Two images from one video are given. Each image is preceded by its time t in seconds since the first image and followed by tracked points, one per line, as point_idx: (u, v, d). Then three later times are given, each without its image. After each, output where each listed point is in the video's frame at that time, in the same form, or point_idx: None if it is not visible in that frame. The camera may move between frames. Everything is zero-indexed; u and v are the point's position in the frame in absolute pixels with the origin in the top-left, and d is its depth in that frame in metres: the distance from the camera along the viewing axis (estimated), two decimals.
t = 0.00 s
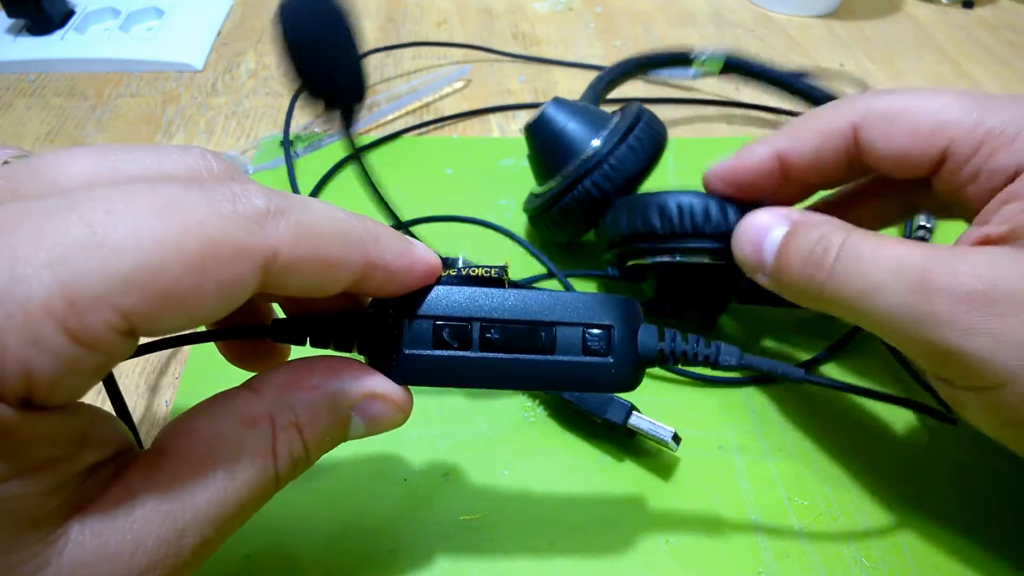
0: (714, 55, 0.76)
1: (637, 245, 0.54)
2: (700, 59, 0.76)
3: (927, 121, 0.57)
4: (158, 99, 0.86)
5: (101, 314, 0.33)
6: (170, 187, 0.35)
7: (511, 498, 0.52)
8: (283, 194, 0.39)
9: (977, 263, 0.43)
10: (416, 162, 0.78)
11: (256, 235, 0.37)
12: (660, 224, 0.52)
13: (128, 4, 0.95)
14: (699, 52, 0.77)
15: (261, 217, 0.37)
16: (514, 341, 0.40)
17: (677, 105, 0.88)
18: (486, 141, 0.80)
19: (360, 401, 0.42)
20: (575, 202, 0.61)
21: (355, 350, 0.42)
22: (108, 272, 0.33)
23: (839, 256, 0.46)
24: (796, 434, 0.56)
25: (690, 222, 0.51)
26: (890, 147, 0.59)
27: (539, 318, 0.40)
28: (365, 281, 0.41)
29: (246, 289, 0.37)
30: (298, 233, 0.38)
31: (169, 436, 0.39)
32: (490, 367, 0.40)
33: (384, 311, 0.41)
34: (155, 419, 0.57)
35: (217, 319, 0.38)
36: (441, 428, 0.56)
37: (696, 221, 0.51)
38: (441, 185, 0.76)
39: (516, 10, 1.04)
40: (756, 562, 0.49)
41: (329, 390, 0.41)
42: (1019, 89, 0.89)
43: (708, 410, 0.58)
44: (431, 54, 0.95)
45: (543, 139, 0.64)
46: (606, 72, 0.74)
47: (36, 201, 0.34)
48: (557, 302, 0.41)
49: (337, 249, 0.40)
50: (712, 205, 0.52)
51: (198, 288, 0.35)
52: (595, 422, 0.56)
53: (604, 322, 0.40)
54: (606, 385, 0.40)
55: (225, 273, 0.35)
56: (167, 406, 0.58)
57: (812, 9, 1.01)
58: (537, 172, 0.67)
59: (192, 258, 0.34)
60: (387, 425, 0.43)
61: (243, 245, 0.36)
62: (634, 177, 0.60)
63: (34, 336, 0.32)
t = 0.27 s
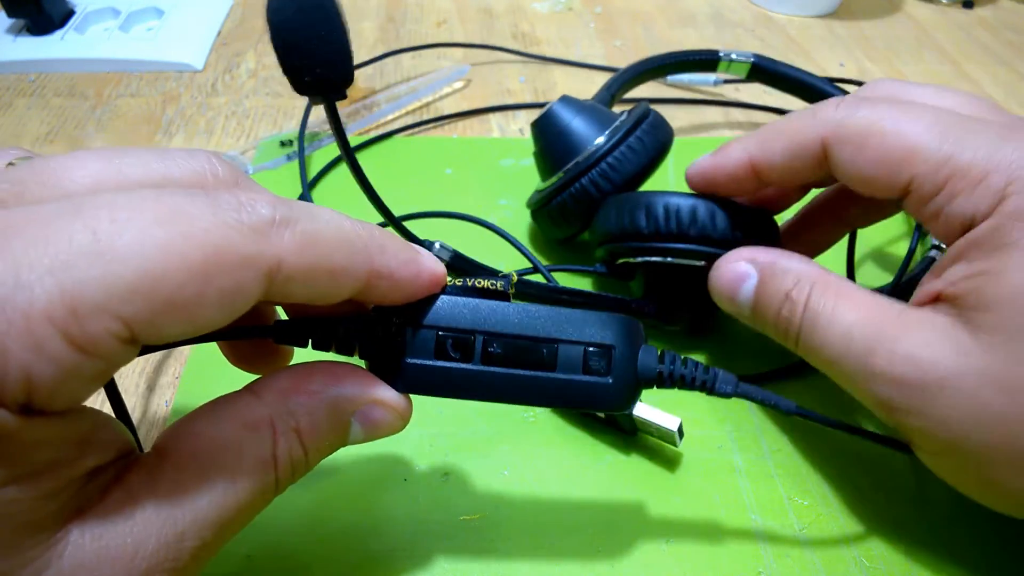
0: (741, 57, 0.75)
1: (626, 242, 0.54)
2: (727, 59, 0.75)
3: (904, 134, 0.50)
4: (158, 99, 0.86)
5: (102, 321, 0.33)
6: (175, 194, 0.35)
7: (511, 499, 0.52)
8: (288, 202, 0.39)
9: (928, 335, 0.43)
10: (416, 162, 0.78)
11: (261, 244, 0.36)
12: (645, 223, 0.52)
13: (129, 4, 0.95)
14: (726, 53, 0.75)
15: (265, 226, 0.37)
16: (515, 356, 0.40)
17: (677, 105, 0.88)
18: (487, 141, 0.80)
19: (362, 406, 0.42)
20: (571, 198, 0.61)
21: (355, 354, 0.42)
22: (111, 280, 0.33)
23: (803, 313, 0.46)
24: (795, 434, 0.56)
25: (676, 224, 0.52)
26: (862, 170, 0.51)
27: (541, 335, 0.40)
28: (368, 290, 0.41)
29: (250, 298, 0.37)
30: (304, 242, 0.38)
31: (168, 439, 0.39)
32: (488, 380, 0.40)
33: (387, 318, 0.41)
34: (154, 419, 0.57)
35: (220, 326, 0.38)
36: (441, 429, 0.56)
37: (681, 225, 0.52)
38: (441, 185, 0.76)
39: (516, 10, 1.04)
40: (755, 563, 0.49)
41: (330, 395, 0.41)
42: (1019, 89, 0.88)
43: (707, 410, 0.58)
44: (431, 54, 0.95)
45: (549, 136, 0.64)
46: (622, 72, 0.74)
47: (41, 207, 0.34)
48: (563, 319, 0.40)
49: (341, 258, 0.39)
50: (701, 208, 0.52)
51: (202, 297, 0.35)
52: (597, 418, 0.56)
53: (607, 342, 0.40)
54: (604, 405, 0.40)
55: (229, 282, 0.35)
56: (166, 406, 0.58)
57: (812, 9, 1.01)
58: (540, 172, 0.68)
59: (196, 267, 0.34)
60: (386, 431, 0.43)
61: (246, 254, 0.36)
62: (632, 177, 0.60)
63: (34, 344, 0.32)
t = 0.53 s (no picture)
0: (750, 63, 0.75)
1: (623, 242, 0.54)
2: (736, 64, 0.75)
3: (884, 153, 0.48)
4: (159, 99, 0.86)
5: (108, 331, 0.33)
6: (184, 205, 0.35)
7: (512, 499, 0.52)
8: (293, 212, 0.39)
9: (908, 356, 0.43)
10: (415, 163, 0.78)
11: (268, 255, 0.36)
12: (642, 222, 0.52)
13: (129, 4, 0.95)
14: (735, 59, 0.75)
15: (272, 238, 0.37)
16: (519, 366, 0.40)
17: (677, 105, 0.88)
18: (487, 141, 0.80)
19: (365, 411, 0.42)
20: (570, 197, 0.61)
21: (358, 359, 0.42)
22: (118, 290, 0.32)
23: (802, 320, 0.48)
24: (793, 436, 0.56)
25: (672, 223, 0.52)
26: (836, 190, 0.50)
27: (545, 345, 0.40)
28: (373, 300, 0.41)
29: (255, 309, 0.37)
30: (310, 253, 0.38)
31: (172, 443, 0.39)
32: (489, 390, 0.40)
33: (390, 325, 0.41)
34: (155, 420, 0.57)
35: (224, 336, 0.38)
36: (441, 429, 0.56)
37: (677, 223, 0.51)
38: (441, 185, 0.76)
39: (516, 10, 1.04)
40: (756, 562, 0.49)
41: (332, 401, 0.42)
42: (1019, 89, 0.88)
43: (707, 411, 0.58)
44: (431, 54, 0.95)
45: (549, 135, 0.64)
46: (626, 75, 0.73)
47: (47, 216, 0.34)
48: (567, 330, 0.40)
49: (348, 268, 0.40)
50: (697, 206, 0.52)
51: (209, 308, 0.35)
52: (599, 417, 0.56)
53: (610, 354, 0.40)
54: (604, 416, 0.40)
55: (236, 293, 0.35)
56: (167, 406, 0.58)
57: (812, 9, 1.01)
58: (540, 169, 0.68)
59: (203, 278, 0.34)
60: (387, 437, 0.43)
61: (254, 265, 0.36)
62: (631, 177, 0.60)
63: (39, 350, 0.32)
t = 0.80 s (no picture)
0: (748, 67, 0.75)
1: (622, 234, 0.54)
2: (733, 68, 0.75)
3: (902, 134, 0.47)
4: (158, 99, 0.86)
5: (74, 308, 0.33)
6: (153, 180, 0.35)
7: (511, 499, 0.52)
8: (269, 188, 0.39)
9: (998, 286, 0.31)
10: (415, 163, 0.78)
11: (241, 230, 0.36)
12: (643, 211, 0.52)
13: (129, 4, 0.95)
14: (732, 63, 0.76)
15: (244, 212, 0.37)
16: (510, 338, 0.39)
17: (677, 106, 0.88)
18: (487, 141, 0.80)
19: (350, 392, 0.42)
20: (571, 194, 0.61)
21: (346, 342, 0.41)
22: (85, 266, 0.32)
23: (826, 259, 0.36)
24: (794, 435, 0.56)
25: (673, 213, 0.52)
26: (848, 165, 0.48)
27: (535, 315, 0.39)
28: (355, 274, 0.41)
29: (231, 285, 0.37)
30: (285, 228, 0.38)
31: (151, 427, 0.38)
32: (483, 363, 0.39)
33: (376, 303, 0.40)
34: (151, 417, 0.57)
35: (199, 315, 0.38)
36: (441, 429, 0.56)
37: (679, 212, 0.51)
38: (440, 185, 0.76)
39: (516, 10, 1.03)
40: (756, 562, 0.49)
41: (318, 380, 0.41)
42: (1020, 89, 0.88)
43: (706, 411, 0.58)
44: (430, 54, 0.95)
45: (549, 134, 0.64)
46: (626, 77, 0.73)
47: (21, 193, 0.34)
48: (555, 299, 0.39)
49: (325, 244, 0.40)
50: (696, 196, 0.52)
51: (178, 283, 0.35)
52: (597, 418, 0.56)
53: (604, 321, 0.39)
54: (604, 384, 0.39)
55: (207, 267, 0.35)
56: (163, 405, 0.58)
57: (813, 9, 1.01)
58: (540, 167, 0.68)
59: (171, 253, 0.34)
60: (378, 417, 0.43)
61: (225, 240, 0.36)
62: (632, 175, 0.60)
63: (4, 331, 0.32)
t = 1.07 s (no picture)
0: (748, 67, 0.75)
1: (622, 233, 0.54)
2: (733, 68, 0.75)
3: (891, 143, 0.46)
4: (159, 99, 0.87)
5: (70, 307, 0.33)
6: (146, 175, 0.35)
7: (512, 499, 0.52)
8: (262, 180, 0.39)
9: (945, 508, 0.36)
10: (415, 163, 0.78)
11: (235, 222, 0.36)
12: (643, 211, 0.52)
13: (129, 4, 0.95)
14: (732, 63, 0.76)
15: (238, 203, 0.36)
16: (522, 322, 0.38)
17: (677, 106, 0.88)
18: (487, 141, 0.80)
19: (362, 396, 0.40)
20: (571, 194, 0.61)
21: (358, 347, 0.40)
22: (78, 262, 0.32)
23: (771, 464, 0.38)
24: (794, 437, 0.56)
25: (673, 212, 0.52)
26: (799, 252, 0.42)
27: (545, 296, 0.38)
28: (354, 268, 0.41)
29: (228, 279, 0.36)
30: (281, 220, 0.38)
31: (153, 431, 0.38)
32: (499, 348, 0.38)
33: (386, 298, 0.39)
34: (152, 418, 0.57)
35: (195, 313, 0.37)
36: (441, 429, 0.56)
37: (679, 211, 0.52)
38: (440, 185, 0.76)
39: (516, 10, 1.03)
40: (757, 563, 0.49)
41: (327, 386, 0.40)
42: (1020, 90, 0.88)
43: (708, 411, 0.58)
44: (430, 54, 0.95)
45: (549, 134, 0.64)
46: (626, 76, 0.73)
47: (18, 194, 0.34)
48: (561, 278, 0.38)
49: (322, 235, 0.39)
50: (696, 197, 0.52)
51: (173, 277, 0.34)
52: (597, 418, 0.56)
53: (615, 295, 0.38)
54: (626, 362, 0.38)
55: (202, 260, 0.35)
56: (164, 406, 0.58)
57: (813, 9, 1.01)
58: (540, 167, 0.68)
59: (165, 246, 0.34)
60: (393, 415, 0.41)
61: (220, 233, 0.35)
62: (632, 176, 0.60)
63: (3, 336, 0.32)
